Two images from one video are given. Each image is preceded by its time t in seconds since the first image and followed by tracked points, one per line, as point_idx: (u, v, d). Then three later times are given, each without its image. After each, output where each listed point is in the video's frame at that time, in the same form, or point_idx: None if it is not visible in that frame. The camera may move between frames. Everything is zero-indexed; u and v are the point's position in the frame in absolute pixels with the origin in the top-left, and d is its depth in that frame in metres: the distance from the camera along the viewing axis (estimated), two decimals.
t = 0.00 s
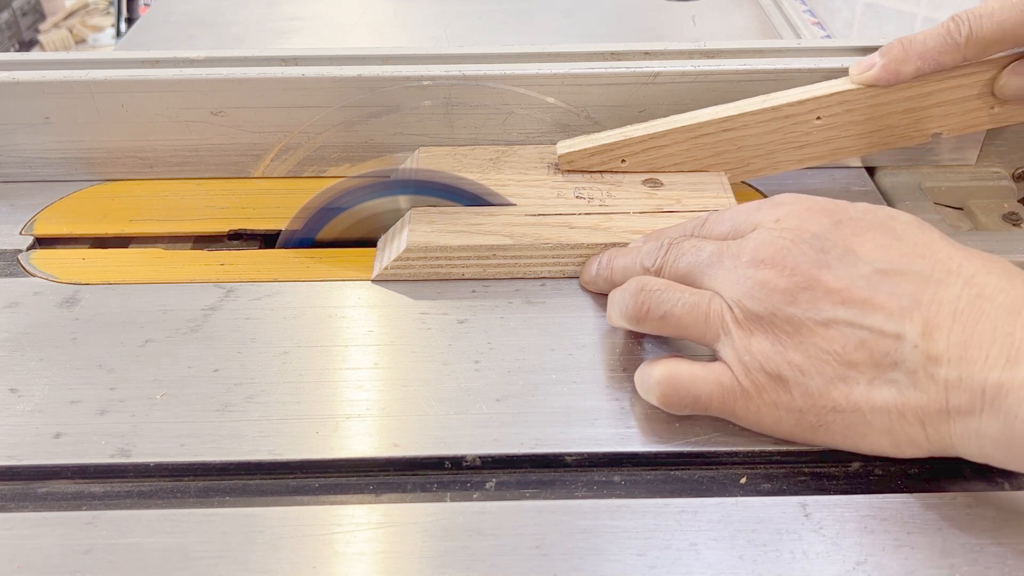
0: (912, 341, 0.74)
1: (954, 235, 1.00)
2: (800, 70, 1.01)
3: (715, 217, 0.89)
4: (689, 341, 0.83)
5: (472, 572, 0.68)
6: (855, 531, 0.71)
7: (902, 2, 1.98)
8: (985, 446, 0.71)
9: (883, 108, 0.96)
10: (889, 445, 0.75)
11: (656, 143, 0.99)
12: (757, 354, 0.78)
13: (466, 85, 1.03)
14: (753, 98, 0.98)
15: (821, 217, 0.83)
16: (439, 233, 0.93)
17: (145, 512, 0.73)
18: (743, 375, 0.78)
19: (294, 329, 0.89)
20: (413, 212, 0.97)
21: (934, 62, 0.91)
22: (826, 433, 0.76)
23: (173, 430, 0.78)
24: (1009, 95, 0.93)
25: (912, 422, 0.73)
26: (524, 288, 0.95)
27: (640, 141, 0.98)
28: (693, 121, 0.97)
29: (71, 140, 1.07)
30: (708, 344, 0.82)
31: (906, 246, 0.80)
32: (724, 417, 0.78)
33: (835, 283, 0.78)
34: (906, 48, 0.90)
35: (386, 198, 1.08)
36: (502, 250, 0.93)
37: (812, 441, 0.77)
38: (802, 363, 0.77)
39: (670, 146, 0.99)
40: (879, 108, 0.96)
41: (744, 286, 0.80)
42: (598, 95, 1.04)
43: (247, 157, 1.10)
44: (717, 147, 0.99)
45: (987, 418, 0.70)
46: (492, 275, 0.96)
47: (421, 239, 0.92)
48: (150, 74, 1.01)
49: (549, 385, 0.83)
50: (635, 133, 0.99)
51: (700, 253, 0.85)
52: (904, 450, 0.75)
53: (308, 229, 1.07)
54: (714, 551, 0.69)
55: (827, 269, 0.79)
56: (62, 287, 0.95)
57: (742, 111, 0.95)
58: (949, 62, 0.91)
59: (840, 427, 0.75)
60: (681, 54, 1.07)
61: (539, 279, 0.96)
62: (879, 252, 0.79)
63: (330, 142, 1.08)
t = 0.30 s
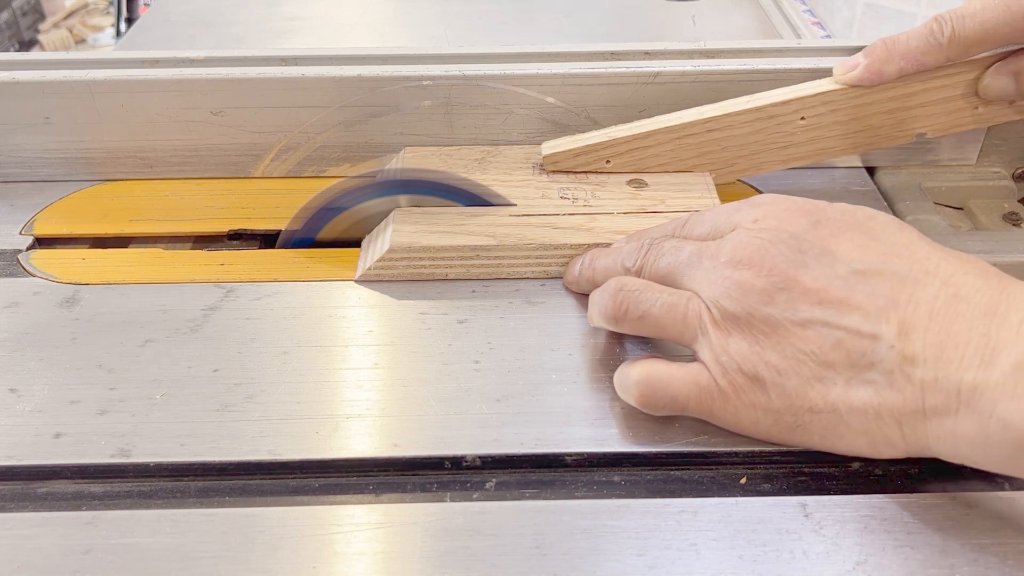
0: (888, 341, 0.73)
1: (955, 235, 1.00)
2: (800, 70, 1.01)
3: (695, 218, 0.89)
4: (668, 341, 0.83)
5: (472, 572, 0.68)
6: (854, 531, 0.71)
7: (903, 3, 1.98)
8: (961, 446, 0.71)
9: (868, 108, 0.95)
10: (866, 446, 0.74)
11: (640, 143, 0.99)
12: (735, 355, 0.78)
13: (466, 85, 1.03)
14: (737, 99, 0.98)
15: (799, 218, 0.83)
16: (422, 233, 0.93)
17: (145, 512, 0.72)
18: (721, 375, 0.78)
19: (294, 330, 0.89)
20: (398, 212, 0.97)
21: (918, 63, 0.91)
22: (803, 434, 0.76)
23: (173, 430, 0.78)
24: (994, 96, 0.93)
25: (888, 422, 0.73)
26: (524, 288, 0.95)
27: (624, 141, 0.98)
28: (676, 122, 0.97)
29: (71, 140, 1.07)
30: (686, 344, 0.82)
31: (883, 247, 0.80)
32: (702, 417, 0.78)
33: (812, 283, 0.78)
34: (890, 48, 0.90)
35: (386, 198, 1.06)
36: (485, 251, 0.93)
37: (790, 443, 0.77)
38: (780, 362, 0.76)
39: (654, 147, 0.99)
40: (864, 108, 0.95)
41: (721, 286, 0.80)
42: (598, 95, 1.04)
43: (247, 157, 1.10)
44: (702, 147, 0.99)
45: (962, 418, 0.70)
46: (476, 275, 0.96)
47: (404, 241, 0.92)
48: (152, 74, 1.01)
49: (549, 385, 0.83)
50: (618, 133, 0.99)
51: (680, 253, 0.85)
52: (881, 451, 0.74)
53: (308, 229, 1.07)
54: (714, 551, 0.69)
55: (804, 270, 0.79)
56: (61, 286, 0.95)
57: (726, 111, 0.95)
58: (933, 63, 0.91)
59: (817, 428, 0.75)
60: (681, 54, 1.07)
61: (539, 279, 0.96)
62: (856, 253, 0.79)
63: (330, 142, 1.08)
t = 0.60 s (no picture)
0: (860, 342, 0.73)
1: (955, 235, 1.00)
2: (800, 70, 1.01)
3: (672, 219, 0.89)
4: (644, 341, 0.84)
5: (471, 572, 0.68)
6: (854, 530, 0.71)
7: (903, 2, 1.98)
8: (933, 447, 0.70)
9: (850, 108, 0.94)
10: (839, 445, 0.74)
11: (622, 144, 0.98)
12: (708, 355, 0.78)
13: (466, 85, 1.03)
14: (718, 99, 0.97)
15: (774, 217, 0.82)
16: (400, 234, 0.93)
17: (144, 512, 0.72)
18: (695, 375, 0.78)
19: (294, 330, 0.89)
20: (379, 213, 0.97)
21: (898, 63, 0.89)
22: (776, 433, 0.76)
23: (173, 430, 0.78)
24: (972, 96, 0.91)
25: (860, 422, 0.73)
26: (524, 288, 0.95)
27: (605, 142, 0.98)
28: (656, 123, 0.96)
29: (71, 140, 1.07)
30: (662, 343, 0.82)
31: (857, 247, 0.79)
32: (677, 417, 0.78)
33: (785, 283, 0.78)
34: (869, 48, 0.89)
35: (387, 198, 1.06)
36: (465, 252, 0.93)
37: (764, 442, 0.77)
38: (752, 362, 0.76)
39: (635, 147, 0.99)
40: (844, 108, 0.95)
41: (695, 286, 0.80)
42: (599, 95, 1.04)
43: (247, 157, 1.10)
44: (684, 148, 0.99)
45: (933, 418, 0.69)
46: (456, 276, 0.96)
47: (383, 241, 0.92)
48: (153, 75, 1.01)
49: (549, 385, 0.83)
50: (599, 134, 0.98)
51: (656, 253, 0.85)
52: (854, 450, 0.74)
53: (308, 229, 1.07)
54: (714, 551, 0.69)
55: (778, 269, 0.79)
56: (62, 287, 0.95)
57: (707, 112, 0.95)
58: (910, 63, 0.89)
59: (790, 427, 0.75)
60: (681, 53, 1.07)
61: (538, 279, 0.96)
62: (830, 252, 0.79)
63: (330, 142, 1.08)
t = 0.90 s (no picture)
0: (835, 341, 0.73)
1: (955, 235, 1.00)
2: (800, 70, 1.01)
3: (646, 215, 0.88)
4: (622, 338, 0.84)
5: (472, 572, 0.68)
6: (853, 530, 0.71)
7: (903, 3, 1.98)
8: (905, 446, 0.70)
9: (831, 109, 0.94)
10: (813, 443, 0.75)
11: (602, 144, 0.98)
12: (685, 353, 0.77)
13: (466, 85, 1.03)
14: (697, 99, 0.97)
15: (752, 217, 0.82)
16: (379, 235, 0.93)
17: (144, 512, 0.72)
18: (672, 373, 0.77)
19: (294, 330, 0.89)
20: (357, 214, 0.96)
21: (875, 64, 0.89)
22: (751, 431, 0.76)
23: (172, 430, 0.78)
24: (950, 96, 0.92)
25: (834, 421, 0.73)
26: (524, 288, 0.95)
27: (585, 142, 0.98)
28: (635, 124, 0.96)
29: (70, 140, 1.07)
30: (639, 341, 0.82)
31: (834, 245, 0.78)
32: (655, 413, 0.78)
33: (762, 282, 0.78)
34: (847, 48, 0.89)
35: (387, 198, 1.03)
36: (443, 252, 0.93)
37: (740, 439, 0.78)
38: (729, 360, 0.77)
39: (616, 148, 0.98)
40: (822, 109, 0.94)
41: (673, 285, 0.80)
42: (600, 94, 1.04)
43: (247, 157, 1.10)
44: (663, 149, 0.99)
45: (905, 418, 0.70)
46: (436, 277, 0.95)
47: (361, 241, 0.92)
48: (153, 75, 1.01)
49: (548, 386, 0.83)
50: (579, 135, 0.98)
51: (633, 253, 0.84)
52: (829, 449, 0.74)
53: (308, 229, 1.05)
54: (714, 551, 0.69)
55: (755, 269, 0.79)
56: (61, 287, 0.95)
57: (685, 112, 0.95)
58: (889, 64, 0.89)
59: (765, 425, 0.75)
60: (681, 53, 1.07)
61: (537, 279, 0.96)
62: (807, 251, 0.78)
63: (331, 142, 1.08)
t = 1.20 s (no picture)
0: (809, 348, 0.73)
1: (955, 235, 1.00)
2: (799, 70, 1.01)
3: (626, 207, 0.87)
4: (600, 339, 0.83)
5: (472, 572, 0.68)
6: (852, 531, 0.71)
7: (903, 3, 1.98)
8: (875, 454, 0.70)
9: (807, 109, 0.94)
10: (784, 449, 0.75)
11: (583, 145, 0.98)
12: (660, 358, 0.77)
13: (466, 85, 1.03)
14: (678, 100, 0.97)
15: (730, 221, 0.81)
16: (360, 234, 0.93)
17: (144, 512, 0.72)
18: (645, 377, 0.77)
19: (295, 330, 0.89)
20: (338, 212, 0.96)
21: (856, 65, 0.89)
22: (724, 436, 0.76)
23: (172, 430, 0.78)
24: (930, 97, 0.92)
25: (806, 428, 0.73)
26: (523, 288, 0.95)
27: (567, 143, 0.97)
28: (615, 125, 0.95)
29: (70, 140, 1.07)
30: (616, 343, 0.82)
31: (810, 252, 0.78)
32: (629, 416, 0.78)
33: (737, 288, 0.77)
34: (827, 49, 0.89)
35: (387, 198, 1.03)
36: (422, 253, 0.93)
37: (711, 443, 0.78)
38: (702, 366, 0.76)
39: (597, 148, 0.98)
40: (802, 111, 0.95)
41: (649, 288, 0.79)
42: (600, 94, 1.04)
43: (247, 157, 1.10)
44: (645, 149, 0.98)
45: (875, 427, 0.70)
46: (416, 278, 0.95)
47: (341, 241, 0.92)
48: (154, 75, 1.01)
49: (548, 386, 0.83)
50: (561, 135, 0.98)
51: (611, 256, 0.84)
52: (800, 455, 0.74)
53: (309, 229, 1.04)
54: (714, 551, 0.69)
55: (731, 274, 0.78)
56: (61, 287, 0.95)
57: (668, 112, 0.95)
58: (868, 65, 0.89)
59: (737, 431, 0.75)
60: (681, 53, 1.07)
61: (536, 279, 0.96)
62: (783, 258, 0.78)
63: (331, 142, 1.08)
